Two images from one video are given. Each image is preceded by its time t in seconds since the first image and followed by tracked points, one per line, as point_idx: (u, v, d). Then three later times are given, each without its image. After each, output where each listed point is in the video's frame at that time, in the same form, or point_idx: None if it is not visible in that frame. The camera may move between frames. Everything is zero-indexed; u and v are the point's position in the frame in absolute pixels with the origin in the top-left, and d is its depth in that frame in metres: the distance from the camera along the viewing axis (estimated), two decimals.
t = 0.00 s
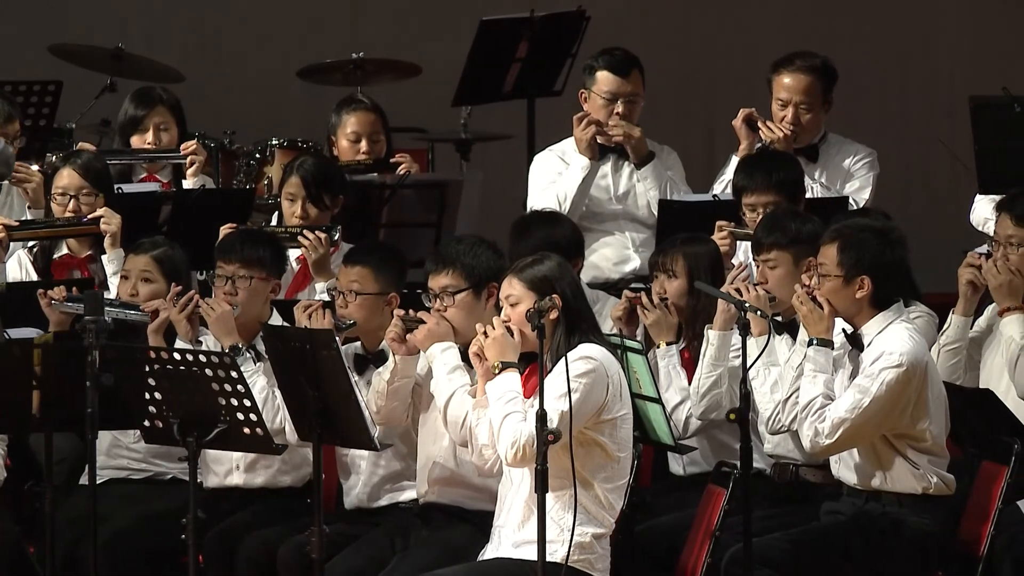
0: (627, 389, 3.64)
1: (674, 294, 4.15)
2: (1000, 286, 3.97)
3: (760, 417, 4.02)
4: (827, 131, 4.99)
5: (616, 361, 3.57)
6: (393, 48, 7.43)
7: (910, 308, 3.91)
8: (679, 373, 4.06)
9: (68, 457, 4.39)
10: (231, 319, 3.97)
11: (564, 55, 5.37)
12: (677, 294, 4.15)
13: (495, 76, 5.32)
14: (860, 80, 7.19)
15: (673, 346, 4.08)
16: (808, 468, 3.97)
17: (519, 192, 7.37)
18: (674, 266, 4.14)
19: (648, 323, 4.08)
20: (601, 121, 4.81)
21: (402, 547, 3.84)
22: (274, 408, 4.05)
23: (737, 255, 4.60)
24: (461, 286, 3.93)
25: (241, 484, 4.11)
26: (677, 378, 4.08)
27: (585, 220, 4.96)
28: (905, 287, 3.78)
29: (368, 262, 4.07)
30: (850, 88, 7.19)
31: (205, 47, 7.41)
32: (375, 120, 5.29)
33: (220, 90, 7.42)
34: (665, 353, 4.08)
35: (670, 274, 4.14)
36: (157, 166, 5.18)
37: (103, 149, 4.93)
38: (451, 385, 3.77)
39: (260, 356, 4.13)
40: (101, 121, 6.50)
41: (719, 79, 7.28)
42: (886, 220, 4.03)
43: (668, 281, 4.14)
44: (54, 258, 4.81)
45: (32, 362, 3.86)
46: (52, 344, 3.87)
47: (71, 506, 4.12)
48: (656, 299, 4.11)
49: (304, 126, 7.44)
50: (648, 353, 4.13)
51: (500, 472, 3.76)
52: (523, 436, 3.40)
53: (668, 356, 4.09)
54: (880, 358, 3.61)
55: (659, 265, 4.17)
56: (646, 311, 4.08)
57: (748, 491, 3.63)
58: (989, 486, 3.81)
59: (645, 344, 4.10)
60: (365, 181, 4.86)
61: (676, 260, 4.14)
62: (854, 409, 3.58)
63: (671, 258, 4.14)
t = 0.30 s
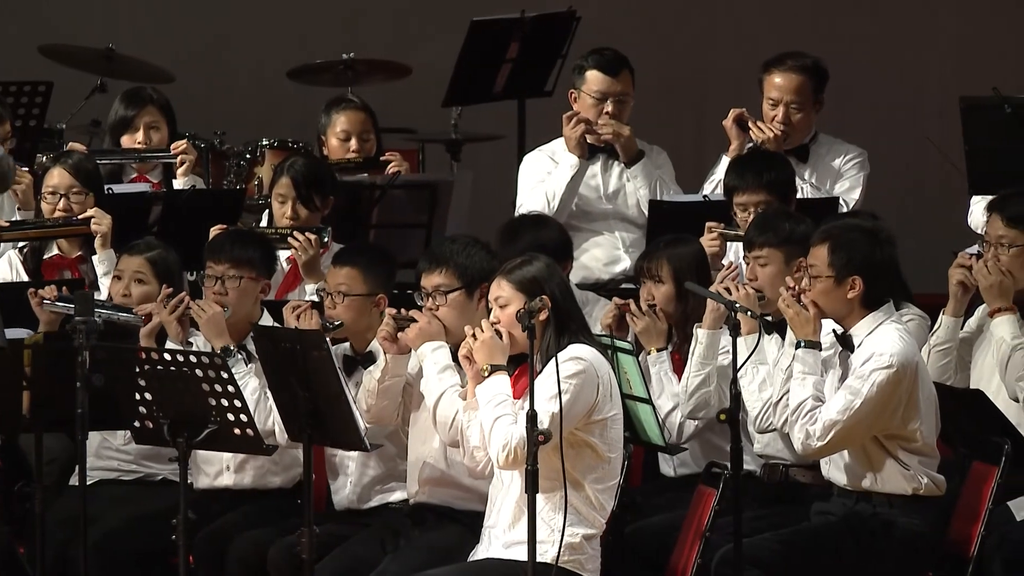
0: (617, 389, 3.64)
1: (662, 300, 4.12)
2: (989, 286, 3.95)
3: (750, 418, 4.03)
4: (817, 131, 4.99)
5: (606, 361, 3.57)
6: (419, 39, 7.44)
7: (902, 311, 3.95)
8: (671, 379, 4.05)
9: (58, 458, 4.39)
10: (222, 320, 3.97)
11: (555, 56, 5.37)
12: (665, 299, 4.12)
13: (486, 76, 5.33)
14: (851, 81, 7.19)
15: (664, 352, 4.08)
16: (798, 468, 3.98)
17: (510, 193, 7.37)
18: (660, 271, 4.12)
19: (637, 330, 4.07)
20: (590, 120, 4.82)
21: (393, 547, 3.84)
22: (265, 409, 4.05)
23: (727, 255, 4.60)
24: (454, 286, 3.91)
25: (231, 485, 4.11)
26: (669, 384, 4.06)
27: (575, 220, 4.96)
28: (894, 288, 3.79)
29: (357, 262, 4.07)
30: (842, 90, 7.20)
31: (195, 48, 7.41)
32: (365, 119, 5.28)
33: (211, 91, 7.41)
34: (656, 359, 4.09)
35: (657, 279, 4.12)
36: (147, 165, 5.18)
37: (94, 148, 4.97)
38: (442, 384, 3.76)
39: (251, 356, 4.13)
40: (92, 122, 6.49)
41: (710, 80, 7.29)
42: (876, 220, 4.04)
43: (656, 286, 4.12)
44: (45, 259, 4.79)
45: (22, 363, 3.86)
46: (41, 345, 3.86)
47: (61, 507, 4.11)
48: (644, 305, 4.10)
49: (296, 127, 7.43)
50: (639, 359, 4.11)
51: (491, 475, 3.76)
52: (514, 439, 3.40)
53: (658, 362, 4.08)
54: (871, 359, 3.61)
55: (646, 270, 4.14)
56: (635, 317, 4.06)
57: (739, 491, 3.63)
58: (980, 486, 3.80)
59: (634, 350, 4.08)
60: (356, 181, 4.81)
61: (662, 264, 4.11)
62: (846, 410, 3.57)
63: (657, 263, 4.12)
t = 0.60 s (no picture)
0: (606, 390, 3.64)
1: (650, 306, 4.13)
2: (977, 290, 3.98)
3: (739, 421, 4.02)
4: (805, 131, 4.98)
5: (593, 362, 3.57)
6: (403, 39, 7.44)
7: (892, 315, 3.94)
8: (661, 386, 4.06)
9: (46, 459, 4.38)
10: (210, 328, 3.96)
11: (543, 57, 5.37)
12: (653, 305, 4.13)
13: (473, 77, 5.32)
14: (842, 82, 7.20)
15: (654, 359, 4.09)
16: (786, 470, 3.97)
17: (499, 194, 7.37)
18: (646, 277, 4.11)
19: (626, 339, 4.11)
20: (578, 122, 4.82)
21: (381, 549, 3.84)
22: (256, 416, 4.02)
23: (715, 258, 4.59)
24: (441, 288, 3.93)
25: (219, 488, 4.10)
26: (660, 391, 4.07)
27: (563, 220, 4.96)
28: (880, 288, 3.80)
29: (340, 271, 4.06)
30: (832, 91, 7.20)
31: (185, 49, 7.41)
32: (353, 121, 5.28)
33: (200, 91, 7.41)
34: (647, 366, 4.10)
35: (644, 286, 4.11)
36: (136, 167, 5.19)
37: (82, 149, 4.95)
38: (430, 390, 3.77)
39: (240, 363, 4.12)
40: (80, 122, 6.49)
41: (700, 81, 7.29)
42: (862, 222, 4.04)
43: (643, 292, 4.12)
44: (33, 259, 4.80)
45: (10, 364, 3.88)
46: (30, 346, 3.87)
47: (49, 509, 4.11)
48: (631, 314, 4.11)
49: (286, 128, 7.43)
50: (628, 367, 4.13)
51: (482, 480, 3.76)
52: (504, 444, 3.40)
53: (649, 370, 4.09)
54: (859, 361, 3.61)
55: (631, 276, 4.13)
56: (623, 327, 4.10)
57: (727, 493, 3.63)
58: (968, 487, 3.79)
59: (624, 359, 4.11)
60: (344, 182, 4.77)
61: (647, 270, 4.10)
62: (836, 413, 3.56)
63: (642, 268, 4.11)
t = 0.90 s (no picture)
0: (592, 390, 3.64)
1: (636, 306, 4.14)
2: (960, 292, 4.00)
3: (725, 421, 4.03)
4: (792, 133, 4.98)
5: (580, 363, 3.58)
6: (381, 42, 7.44)
7: (879, 315, 3.95)
8: (647, 385, 4.06)
9: (33, 460, 4.38)
10: (196, 330, 3.97)
11: (530, 58, 5.38)
12: (640, 305, 4.14)
13: (460, 79, 5.32)
14: (833, 82, 7.20)
15: (639, 358, 4.10)
16: (772, 470, 3.98)
17: (487, 195, 7.37)
18: (633, 277, 4.12)
19: (611, 338, 4.11)
20: (565, 124, 4.82)
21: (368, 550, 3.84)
22: (243, 417, 4.04)
23: (702, 260, 4.59)
24: (426, 291, 3.94)
25: (206, 489, 4.11)
26: (645, 390, 4.07)
27: (551, 222, 4.95)
28: (866, 289, 3.81)
29: (327, 271, 4.07)
30: (823, 91, 7.20)
31: (173, 50, 7.40)
32: (340, 123, 5.27)
33: (188, 93, 7.41)
34: (631, 365, 4.10)
35: (631, 285, 4.13)
36: (123, 169, 5.19)
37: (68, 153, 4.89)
38: (417, 391, 3.77)
39: (227, 363, 4.14)
40: (68, 124, 6.48)
41: (690, 82, 7.30)
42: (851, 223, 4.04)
43: (630, 292, 4.13)
44: (20, 260, 4.82)
45: None
46: (17, 346, 3.86)
47: (35, 510, 4.11)
48: (617, 312, 4.12)
49: (275, 129, 7.43)
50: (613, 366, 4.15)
51: (468, 480, 3.76)
52: (488, 443, 3.40)
53: (633, 368, 4.10)
54: (844, 360, 3.61)
55: (619, 276, 4.14)
56: (608, 325, 4.10)
57: (714, 494, 3.64)
58: (955, 488, 3.80)
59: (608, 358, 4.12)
60: (330, 183, 4.74)
61: (635, 270, 4.11)
62: (819, 412, 3.57)
63: (630, 268, 4.12)
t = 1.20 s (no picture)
0: (579, 391, 3.65)
1: (624, 304, 4.13)
2: (947, 293, 4.01)
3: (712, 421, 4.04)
4: (780, 134, 4.99)
5: (567, 364, 3.58)
6: (368, 43, 7.43)
7: (866, 317, 3.95)
8: (632, 383, 4.05)
9: (20, 462, 4.38)
10: (184, 330, 3.99)
11: (517, 59, 5.38)
12: (627, 303, 4.13)
13: (447, 80, 5.31)
14: (825, 82, 7.20)
15: (625, 356, 4.09)
16: (760, 472, 4.00)
17: (475, 195, 7.37)
18: (623, 275, 4.11)
19: (598, 335, 4.10)
20: (553, 125, 4.83)
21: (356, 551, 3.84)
22: (230, 416, 4.04)
23: (690, 262, 4.60)
24: (415, 291, 3.94)
25: (193, 489, 4.11)
26: (630, 388, 4.07)
27: (539, 223, 4.95)
28: (854, 291, 3.81)
29: (317, 270, 4.07)
30: (814, 91, 7.20)
31: (162, 51, 7.39)
32: (328, 124, 5.27)
33: (177, 93, 7.39)
34: (616, 363, 4.09)
35: (620, 283, 4.12)
36: (110, 170, 5.19)
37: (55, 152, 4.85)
38: (404, 390, 3.77)
39: (213, 362, 4.14)
40: (55, 125, 6.47)
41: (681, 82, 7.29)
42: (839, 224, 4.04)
43: (618, 290, 4.12)
44: (7, 262, 4.84)
45: None
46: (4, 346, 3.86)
47: (21, 512, 4.11)
48: (604, 310, 4.11)
49: (265, 129, 7.42)
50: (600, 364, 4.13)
51: (455, 480, 3.77)
52: (474, 444, 3.40)
53: (619, 367, 4.09)
54: (830, 360, 3.62)
55: (608, 274, 4.13)
56: (595, 323, 4.10)
57: (702, 495, 3.65)
58: (942, 488, 3.81)
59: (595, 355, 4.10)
60: (318, 184, 4.72)
61: (624, 268, 4.11)
62: (804, 410, 3.58)
63: (620, 266, 4.11)
